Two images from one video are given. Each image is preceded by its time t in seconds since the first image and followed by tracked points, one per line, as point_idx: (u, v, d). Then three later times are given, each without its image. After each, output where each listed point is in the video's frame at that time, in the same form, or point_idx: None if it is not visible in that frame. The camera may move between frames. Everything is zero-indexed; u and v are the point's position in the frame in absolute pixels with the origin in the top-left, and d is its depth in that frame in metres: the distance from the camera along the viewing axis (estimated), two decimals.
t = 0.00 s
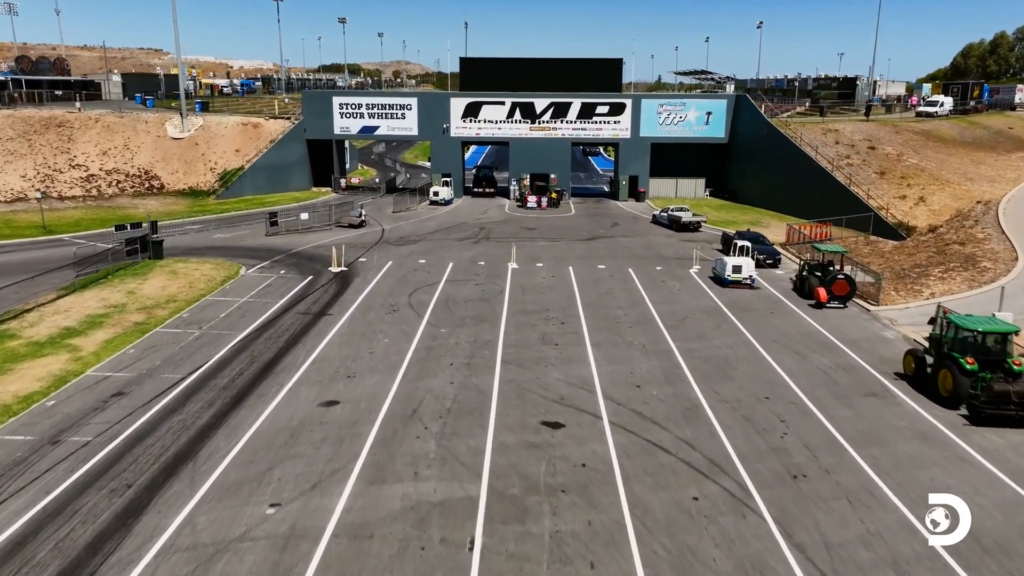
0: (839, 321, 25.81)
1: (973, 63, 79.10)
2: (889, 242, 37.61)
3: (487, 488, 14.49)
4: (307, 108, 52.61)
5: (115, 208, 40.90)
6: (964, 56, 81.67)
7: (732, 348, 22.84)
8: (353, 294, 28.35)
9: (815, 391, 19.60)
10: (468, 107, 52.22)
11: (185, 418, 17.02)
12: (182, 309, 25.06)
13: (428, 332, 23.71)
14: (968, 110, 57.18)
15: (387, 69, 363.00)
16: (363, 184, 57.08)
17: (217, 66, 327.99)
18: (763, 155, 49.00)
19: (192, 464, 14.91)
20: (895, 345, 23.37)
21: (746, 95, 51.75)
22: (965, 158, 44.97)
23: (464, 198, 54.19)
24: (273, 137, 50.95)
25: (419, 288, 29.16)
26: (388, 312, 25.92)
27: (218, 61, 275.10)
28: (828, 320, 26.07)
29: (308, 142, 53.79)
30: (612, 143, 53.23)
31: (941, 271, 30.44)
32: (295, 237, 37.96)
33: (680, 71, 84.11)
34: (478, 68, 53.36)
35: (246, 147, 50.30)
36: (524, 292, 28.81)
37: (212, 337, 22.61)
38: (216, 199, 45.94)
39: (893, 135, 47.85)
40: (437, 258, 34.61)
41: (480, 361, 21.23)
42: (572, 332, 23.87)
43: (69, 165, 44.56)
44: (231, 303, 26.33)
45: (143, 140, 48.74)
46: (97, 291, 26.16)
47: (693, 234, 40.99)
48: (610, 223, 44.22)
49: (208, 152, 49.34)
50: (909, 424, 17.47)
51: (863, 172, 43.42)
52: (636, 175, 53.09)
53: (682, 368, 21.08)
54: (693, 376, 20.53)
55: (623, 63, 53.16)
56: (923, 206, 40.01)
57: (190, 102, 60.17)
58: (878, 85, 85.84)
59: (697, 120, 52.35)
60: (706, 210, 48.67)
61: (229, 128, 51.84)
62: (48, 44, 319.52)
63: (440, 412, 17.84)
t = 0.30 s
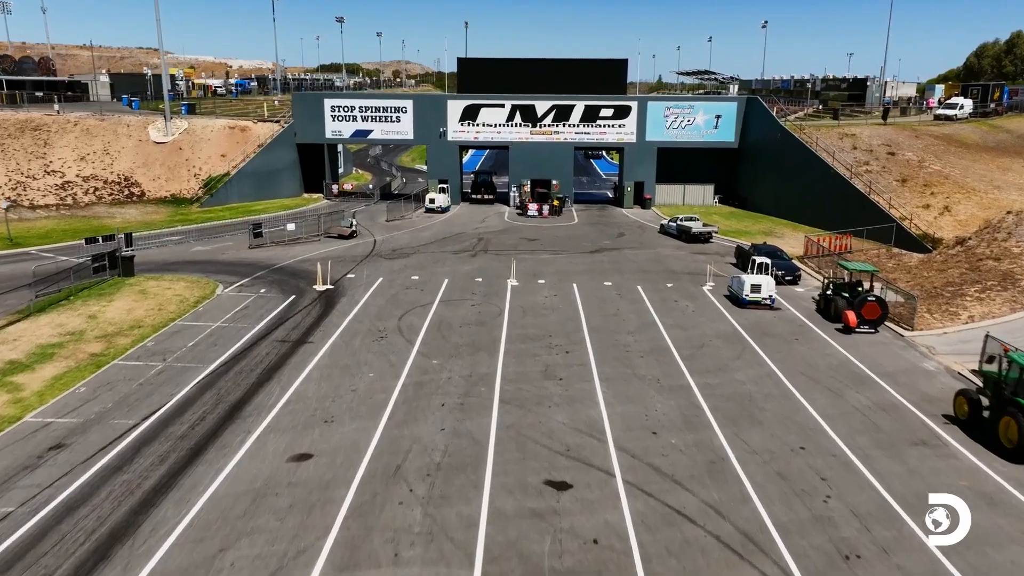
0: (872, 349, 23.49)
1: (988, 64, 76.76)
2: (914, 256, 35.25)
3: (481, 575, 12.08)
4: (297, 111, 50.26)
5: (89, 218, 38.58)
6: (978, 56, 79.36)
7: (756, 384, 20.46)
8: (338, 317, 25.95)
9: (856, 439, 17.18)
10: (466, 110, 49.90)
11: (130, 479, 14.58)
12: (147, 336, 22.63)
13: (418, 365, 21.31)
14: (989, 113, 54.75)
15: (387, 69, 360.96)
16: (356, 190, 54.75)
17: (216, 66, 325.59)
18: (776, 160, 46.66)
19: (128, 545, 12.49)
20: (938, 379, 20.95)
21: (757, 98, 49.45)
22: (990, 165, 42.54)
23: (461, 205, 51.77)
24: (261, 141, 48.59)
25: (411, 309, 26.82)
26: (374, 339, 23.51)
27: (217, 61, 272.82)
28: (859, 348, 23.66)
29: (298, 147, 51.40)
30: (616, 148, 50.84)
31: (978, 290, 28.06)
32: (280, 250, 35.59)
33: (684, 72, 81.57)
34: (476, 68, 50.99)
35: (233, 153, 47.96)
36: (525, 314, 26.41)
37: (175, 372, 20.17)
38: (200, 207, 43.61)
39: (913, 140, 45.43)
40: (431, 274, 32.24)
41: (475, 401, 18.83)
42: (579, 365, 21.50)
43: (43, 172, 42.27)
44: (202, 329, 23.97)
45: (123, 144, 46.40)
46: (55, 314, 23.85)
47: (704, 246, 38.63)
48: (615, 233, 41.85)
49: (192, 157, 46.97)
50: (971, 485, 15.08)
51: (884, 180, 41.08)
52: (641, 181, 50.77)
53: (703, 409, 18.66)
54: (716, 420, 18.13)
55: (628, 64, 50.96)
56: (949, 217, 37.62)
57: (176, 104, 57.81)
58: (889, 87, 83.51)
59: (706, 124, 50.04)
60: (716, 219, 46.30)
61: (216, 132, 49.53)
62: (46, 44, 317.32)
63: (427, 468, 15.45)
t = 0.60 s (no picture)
0: (912, 386, 21.16)
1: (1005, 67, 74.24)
2: (944, 274, 32.83)
3: None
4: (286, 115, 47.93)
5: (60, 231, 36.29)
6: (994, 58, 76.87)
7: (788, 432, 18.07)
8: (319, 347, 23.52)
9: (912, 507, 14.81)
10: (464, 115, 47.59)
11: (52, 571, 12.15)
12: (101, 373, 20.17)
13: (405, 409, 18.90)
14: (1012, 118, 52.24)
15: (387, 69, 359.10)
16: (350, 198, 52.38)
17: (215, 67, 323.46)
18: (791, 169, 44.29)
19: None
20: (994, 426, 18.54)
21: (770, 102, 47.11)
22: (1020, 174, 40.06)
23: (459, 214, 49.43)
24: (248, 148, 46.23)
25: (401, 338, 24.43)
26: (357, 376, 21.11)
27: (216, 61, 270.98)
28: (898, 385, 21.31)
29: (287, 153, 49.04)
30: (621, 155, 48.62)
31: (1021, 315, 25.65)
32: (264, 267, 33.27)
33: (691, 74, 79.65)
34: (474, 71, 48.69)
35: (217, 160, 45.61)
36: (525, 344, 24.03)
37: (128, 420, 17.72)
38: (181, 218, 41.26)
39: (936, 147, 42.96)
40: (424, 295, 29.86)
41: (469, 458, 16.43)
42: (587, 409, 19.12)
43: (15, 180, 40.08)
44: (167, 362, 21.57)
45: (101, 151, 44.11)
46: (4, 346, 21.59)
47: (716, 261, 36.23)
48: (621, 246, 39.53)
49: (174, 164, 44.58)
50: None
51: (907, 191, 38.64)
52: (648, 190, 48.43)
53: (731, 467, 16.27)
54: (747, 481, 15.74)
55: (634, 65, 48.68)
56: (979, 230, 35.16)
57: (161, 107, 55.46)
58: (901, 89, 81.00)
59: (716, 129, 47.69)
60: (728, 230, 43.92)
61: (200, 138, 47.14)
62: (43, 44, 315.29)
63: (411, 551, 13.05)
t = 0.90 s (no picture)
0: (965, 437, 18.71)
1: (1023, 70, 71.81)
2: (980, 297, 30.35)
3: None
4: (274, 121, 45.63)
5: (25, 247, 34.04)
6: (1011, 61, 74.41)
7: (832, 502, 15.59)
8: (295, 388, 20.96)
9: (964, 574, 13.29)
10: (462, 121, 45.29)
11: None
12: (40, 426, 17.69)
13: (389, 472, 16.37)
14: None
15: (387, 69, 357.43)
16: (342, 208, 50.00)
17: (215, 67, 321.20)
18: (808, 180, 41.94)
19: None
20: None
21: (784, 108, 44.83)
22: None
23: (456, 226, 47.05)
24: (233, 156, 43.81)
25: (388, 376, 21.93)
26: (335, 427, 18.62)
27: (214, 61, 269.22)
28: (948, 435, 18.87)
29: (275, 162, 46.64)
30: (627, 163, 46.38)
31: None
32: (244, 288, 30.87)
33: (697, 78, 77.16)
34: (472, 75, 46.59)
35: (199, 168, 43.10)
36: (526, 384, 21.57)
37: (63, 489, 15.20)
38: (160, 231, 38.85)
39: (963, 157, 40.44)
40: (415, 321, 27.41)
41: (460, 541, 13.93)
42: (598, 472, 16.61)
43: None
44: (121, 409, 19.02)
45: (77, 160, 41.91)
46: None
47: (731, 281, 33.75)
48: (628, 264, 37.13)
49: (153, 173, 42.12)
50: None
51: (934, 205, 36.12)
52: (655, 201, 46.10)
53: (771, 554, 13.74)
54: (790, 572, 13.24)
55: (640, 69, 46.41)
56: (1015, 249, 32.65)
57: (144, 113, 53.09)
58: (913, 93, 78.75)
59: (727, 137, 45.40)
60: (741, 245, 41.49)
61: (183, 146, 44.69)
62: (41, 44, 313.17)
63: None
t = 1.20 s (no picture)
0: None
1: None
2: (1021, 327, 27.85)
3: None
4: (261, 129, 43.27)
5: None
6: None
7: None
8: (263, 443, 18.38)
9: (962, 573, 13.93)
10: (459, 130, 43.00)
11: None
12: None
13: (362, 563, 13.79)
14: None
15: (387, 70, 355.32)
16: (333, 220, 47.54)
17: (214, 67, 320.10)
18: (827, 194, 39.50)
19: None
20: None
21: (799, 116, 42.47)
22: None
23: (452, 240, 44.52)
24: (215, 168, 41.30)
25: (369, 429, 19.37)
26: (303, 498, 16.03)
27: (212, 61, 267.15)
28: (1013, 505, 16.35)
29: (261, 172, 44.17)
30: (633, 174, 44.00)
31: None
32: (218, 316, 28.35)
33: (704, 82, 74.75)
34: (470, 81, 44.60)
35: (179, 180, 40.57)
36: (525, 439, 19.01)
37: None
38: (133, 248, 36.36)
39: (994, 169, 37.90)
40: (403, 356, 24.86)
41: None
42: (610, 561, 14.06)
43: None
44: (57, 474, 16.44)
45: (48, 171, 39.72)
46: None
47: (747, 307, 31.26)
48: (635, 286, 34.69)
49: (129, 186, 39.63)
50: None
51: (966, 222, 33.63)
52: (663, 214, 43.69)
53: None
54: None
55: (647, 74, 44.18)
56: None
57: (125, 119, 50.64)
58: (926, 97, 76.35)
59: (739, 147, 43.00)
60: (755, 263, 39.01)
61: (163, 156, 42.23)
62: (39, 44, 311.48)
63: None
